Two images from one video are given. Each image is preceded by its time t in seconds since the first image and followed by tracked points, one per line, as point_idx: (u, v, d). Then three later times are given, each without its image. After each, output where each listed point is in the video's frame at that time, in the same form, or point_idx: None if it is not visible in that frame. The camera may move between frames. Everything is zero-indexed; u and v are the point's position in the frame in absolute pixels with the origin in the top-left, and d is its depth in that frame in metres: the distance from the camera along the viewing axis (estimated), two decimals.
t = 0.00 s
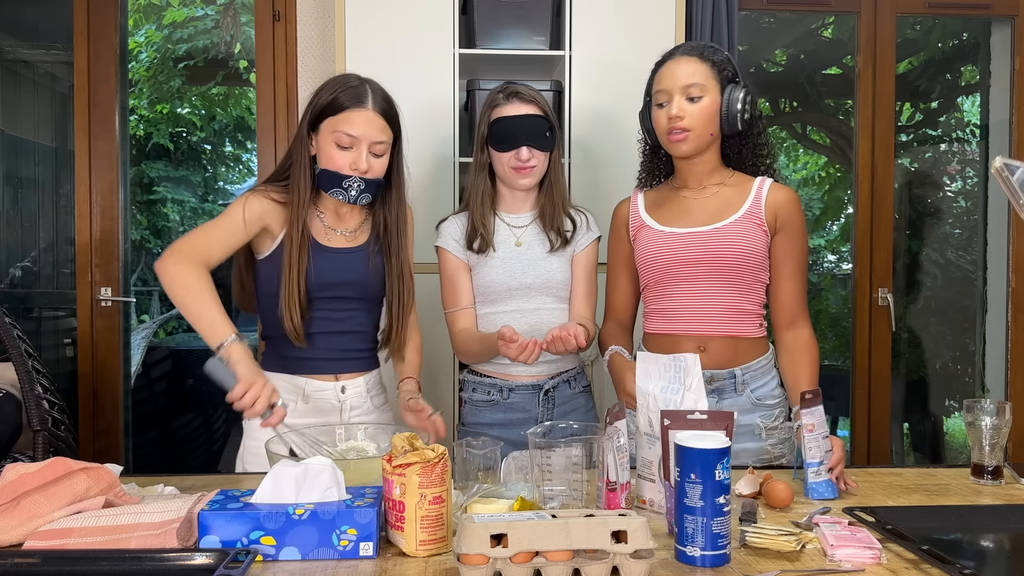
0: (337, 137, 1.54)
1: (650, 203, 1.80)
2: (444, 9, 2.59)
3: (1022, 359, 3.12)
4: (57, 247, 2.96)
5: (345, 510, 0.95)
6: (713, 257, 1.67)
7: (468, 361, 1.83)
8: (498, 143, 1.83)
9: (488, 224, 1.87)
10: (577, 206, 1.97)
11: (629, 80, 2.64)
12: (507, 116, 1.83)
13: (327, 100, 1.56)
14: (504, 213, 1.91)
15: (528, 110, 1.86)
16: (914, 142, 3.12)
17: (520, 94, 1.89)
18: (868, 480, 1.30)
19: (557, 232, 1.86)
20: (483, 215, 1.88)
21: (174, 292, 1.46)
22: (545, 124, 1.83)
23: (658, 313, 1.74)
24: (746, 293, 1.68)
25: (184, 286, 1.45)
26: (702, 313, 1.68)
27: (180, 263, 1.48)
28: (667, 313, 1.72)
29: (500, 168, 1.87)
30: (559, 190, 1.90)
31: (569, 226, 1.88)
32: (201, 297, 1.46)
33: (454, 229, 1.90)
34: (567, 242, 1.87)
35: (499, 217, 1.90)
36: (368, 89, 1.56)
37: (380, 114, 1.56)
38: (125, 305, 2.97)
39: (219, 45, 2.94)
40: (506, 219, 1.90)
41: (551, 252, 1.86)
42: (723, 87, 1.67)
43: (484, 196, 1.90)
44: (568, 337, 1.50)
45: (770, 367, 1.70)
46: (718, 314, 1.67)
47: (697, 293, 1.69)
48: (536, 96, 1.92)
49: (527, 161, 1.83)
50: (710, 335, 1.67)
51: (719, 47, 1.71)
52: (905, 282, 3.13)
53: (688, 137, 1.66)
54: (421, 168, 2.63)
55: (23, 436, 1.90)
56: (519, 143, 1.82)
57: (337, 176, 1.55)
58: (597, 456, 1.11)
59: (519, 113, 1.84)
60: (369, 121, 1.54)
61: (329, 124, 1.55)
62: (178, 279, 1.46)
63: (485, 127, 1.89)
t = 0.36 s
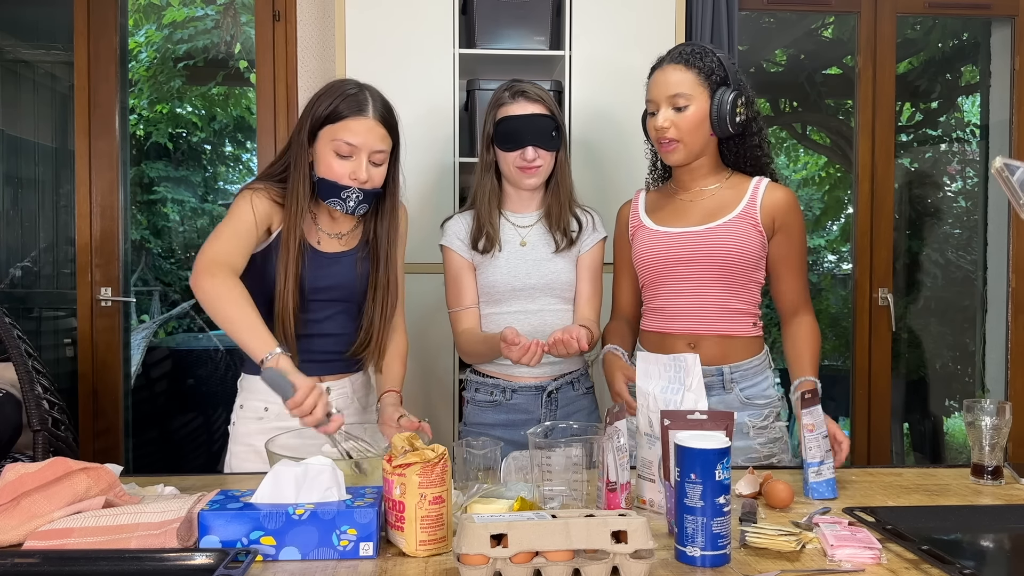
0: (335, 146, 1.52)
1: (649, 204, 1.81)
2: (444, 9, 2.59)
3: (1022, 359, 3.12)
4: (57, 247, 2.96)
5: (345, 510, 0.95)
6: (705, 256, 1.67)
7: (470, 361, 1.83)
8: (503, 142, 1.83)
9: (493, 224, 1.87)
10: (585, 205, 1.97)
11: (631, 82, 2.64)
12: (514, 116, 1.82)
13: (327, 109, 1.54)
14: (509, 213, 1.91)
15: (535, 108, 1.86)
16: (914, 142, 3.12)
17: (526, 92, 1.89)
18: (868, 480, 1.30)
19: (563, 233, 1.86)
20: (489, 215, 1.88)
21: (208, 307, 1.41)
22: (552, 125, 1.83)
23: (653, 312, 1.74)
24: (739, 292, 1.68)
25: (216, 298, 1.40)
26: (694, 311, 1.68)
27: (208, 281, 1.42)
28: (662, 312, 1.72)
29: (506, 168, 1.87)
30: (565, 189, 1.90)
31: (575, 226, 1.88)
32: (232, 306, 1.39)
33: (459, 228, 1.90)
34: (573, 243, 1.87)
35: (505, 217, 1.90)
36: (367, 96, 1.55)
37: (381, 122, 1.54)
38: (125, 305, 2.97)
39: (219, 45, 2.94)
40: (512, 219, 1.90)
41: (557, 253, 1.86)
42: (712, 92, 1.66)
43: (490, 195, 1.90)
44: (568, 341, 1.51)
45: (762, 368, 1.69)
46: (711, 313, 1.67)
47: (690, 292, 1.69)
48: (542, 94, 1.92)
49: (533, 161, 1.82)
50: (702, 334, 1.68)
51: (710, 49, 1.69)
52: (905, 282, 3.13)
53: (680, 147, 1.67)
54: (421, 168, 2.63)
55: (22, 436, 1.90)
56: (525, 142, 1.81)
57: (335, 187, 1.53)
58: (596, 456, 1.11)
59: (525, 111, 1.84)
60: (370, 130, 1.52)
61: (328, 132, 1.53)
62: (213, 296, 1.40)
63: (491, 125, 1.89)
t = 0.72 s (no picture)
0: (351, 148, 1.52)
1: (649, 207, 1.82)
2: (444, 8, 2.59)
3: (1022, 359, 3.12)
4: (57, 247, 2.96)
5: (345, 510, 0.95)
6: (698, 258, 1.68)
7: (470, 361, 1.84)
8: (505, 138, 1.83)
9: (493, 223, 1.87)
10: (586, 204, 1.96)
11: (633, 82, 2.64)
12: (516, 111, 1.82)
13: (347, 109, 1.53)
14: (510, 213, 1.91)
15: (537, 105, 1.86)
16: (914, 142, 3.12)
17: (527, 88, 1.88)
18: (868, 480, 1.30)
19: (565, 232, 1.86)
20: (490, 214, 1.87)
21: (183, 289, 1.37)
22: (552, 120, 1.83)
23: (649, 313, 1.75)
24: (732, 294, 1.68)
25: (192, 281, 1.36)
26: (685, 313, 1.69)
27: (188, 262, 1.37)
28: (658, 312, 1.73)
29: (507, 164, 1.87)
30: (567, 188, 1.90)
31: (576, 225, 1.88)
32: (226, 305, 1.36)
33: (459, 228, 1.89)
34: (574, 243, 1.87)
35: (506, 217, 1.90)
36: (385, 97, 1.54)
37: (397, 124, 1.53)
38: (125, 305, 2.97)
39: (219, 45, 2.94)
40: (513, 218, 1.90)
41: (558, 254, 1.86)
42: (707, 97, 1.66)
43: (491, 193, 1.90)
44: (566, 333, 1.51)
45: (754, 367, 1.69)
46: (703, 315, 1.68)
47: (681, 294, 1.69)
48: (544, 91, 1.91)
49: (535, 156, 1.83)
50: (693, 334, 1.68)
51: (706, 53, 1.69)
52: (905, 282, 3.13)
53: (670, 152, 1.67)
54: (421, 167, 2.63)
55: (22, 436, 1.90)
56: (527, 137, 1.81)
57: (349, 187, 1.53)
58: (597, 456, 1.10)
59: (526, 107, 1.83)
60: (386, 133, 1.52)
61: (345, 133, 1.52)
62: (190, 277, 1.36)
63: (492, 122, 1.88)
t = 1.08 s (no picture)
0: (358, 149, 1.51)
1: (650, 207, 1.81)
2: (444, 8, 2.59)
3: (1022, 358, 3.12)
4: (57, 247, 2.96)
5: (345, 510, 0.95)
6: (700, 258, 1.68)
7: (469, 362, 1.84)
8: (504, 135, 1.83)
9: (492, 224, 1.86)
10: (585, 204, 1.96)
11: (634, 82, 2.64)
12: (515, 109, 1.82)
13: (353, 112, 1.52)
14: (510, 212, 1.91)
15: (536, 102, 1.85)
16: (914, 142, 3.12)
17: (527, 86, 1.89)
18: (868, 480, 1.30)
19: (564, 232, 1.86)
20: (489, 213, 1.87)
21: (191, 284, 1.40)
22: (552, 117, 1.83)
23: (649, 313, 1.75)
24: (734, 293, 1.68)
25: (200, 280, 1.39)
26: (686, 313, 1.69)
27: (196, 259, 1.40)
28: (657, 312, 1.73)
29: (507, 162, 1.86)
30: (566, 187, 1.89)
31: (576, 225, 1.88)
32: (222, 289, 1.38)
33: (457, 228, 1.89)
34: (573, 243, 1.87)
35: (505, 216, 1.90)
36: (391, 99, 1.53)
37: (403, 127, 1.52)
38: (125, 305, 2.97)
39: (219, 45, 2.94)
40: (512, 218, 1.90)
41: (557, 253, 1.86)
42: (708, 98, 1.66)
43: (490, 192, 1.90)
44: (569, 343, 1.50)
45: (754, 368, 1.69)
46: (705, 314, 1.68)
47: (683, 293, 1.69)
48: (543, 89, 1.92)
49: (535, 153, 1.82)
50: (692, 334, 1.68)
51: (708, 54, 1.68)
52: (905, 282, 3.13)
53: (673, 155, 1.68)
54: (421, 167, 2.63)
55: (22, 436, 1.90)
56: (527, 134, 1.81)
57: (356, 187, 1.53)
58: (597, 456, 1.10)
59: (526, 104, 1.84)
60: (392, 134, 1.50)
61: (351, 136, 1.51)
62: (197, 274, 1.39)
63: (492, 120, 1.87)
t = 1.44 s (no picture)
0: (336, 141, 1.54)
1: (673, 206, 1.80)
2: (444, 8, 2.59)
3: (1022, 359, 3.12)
4: (57, 247, 2.96)
5: (345, 510, 0.95)
6: (733, 259, 1.69)
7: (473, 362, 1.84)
8: (510, 131, 1.81)
9: (499, 221, 1.86)
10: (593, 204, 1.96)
11: (633, 82, 2.64)
12: (523, 103, 1.80)
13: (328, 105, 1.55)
14: (518, 211, 1.90)
15: (542, 97, 1.84)
16: (914, 142, 3.12)
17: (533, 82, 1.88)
18: (868, 480, 1.30)
19: (572, 232, 1.86)
20: (496, 212, 1.87)
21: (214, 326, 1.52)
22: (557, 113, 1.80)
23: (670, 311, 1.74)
24: (760, 296, 1.70)
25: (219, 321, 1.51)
26: (715, 312, 1.69)
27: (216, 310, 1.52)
28: (681, 310, 1.72)
29: (513, 160, 1.84)
30: (574, 186, 1.88)
31: (584, 225, 1.87)
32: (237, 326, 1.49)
33: (462, 227, 1.89)
34: (581, 243, 1.86)
35: (512, 215, 1.89)
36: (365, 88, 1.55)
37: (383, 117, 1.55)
38: (124, 306, 2.97)
39: (218, 45, 2.94)
40: (519, 217, 1.89)
41: (563, 253, 1.85)
42: (752, 109, 1.67)
43: (497, 190, 1.89)
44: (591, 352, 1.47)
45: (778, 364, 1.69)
46: (732, 315, 1.68)
47: (712, 293, 1.69)
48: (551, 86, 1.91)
49: (541, 148, 1.80)
50: (723, 330, 1.68)
51: (746, 63, 1.67)
52: (904, 282, 3.13)
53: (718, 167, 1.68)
54: (422, 166, 2.63)
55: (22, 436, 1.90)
56: (532, 128, 1.79)
57: (338, 178, 1.55)
58: (596, 455, 1.11)
59: (533, 99, 1.82)
60: (366, 122, 1.53)
61: (330, 128, 1.54)
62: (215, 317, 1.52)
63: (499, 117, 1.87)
